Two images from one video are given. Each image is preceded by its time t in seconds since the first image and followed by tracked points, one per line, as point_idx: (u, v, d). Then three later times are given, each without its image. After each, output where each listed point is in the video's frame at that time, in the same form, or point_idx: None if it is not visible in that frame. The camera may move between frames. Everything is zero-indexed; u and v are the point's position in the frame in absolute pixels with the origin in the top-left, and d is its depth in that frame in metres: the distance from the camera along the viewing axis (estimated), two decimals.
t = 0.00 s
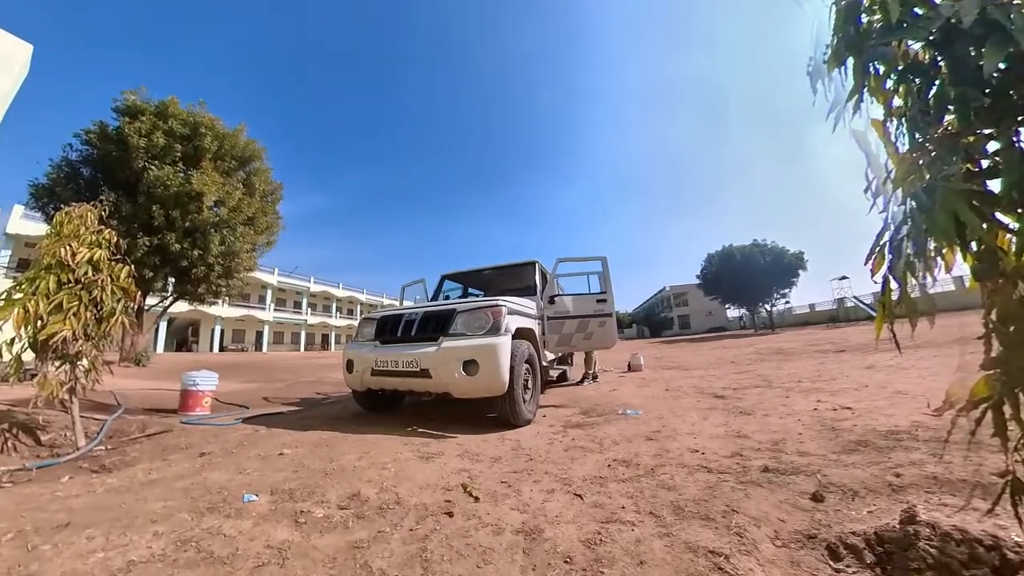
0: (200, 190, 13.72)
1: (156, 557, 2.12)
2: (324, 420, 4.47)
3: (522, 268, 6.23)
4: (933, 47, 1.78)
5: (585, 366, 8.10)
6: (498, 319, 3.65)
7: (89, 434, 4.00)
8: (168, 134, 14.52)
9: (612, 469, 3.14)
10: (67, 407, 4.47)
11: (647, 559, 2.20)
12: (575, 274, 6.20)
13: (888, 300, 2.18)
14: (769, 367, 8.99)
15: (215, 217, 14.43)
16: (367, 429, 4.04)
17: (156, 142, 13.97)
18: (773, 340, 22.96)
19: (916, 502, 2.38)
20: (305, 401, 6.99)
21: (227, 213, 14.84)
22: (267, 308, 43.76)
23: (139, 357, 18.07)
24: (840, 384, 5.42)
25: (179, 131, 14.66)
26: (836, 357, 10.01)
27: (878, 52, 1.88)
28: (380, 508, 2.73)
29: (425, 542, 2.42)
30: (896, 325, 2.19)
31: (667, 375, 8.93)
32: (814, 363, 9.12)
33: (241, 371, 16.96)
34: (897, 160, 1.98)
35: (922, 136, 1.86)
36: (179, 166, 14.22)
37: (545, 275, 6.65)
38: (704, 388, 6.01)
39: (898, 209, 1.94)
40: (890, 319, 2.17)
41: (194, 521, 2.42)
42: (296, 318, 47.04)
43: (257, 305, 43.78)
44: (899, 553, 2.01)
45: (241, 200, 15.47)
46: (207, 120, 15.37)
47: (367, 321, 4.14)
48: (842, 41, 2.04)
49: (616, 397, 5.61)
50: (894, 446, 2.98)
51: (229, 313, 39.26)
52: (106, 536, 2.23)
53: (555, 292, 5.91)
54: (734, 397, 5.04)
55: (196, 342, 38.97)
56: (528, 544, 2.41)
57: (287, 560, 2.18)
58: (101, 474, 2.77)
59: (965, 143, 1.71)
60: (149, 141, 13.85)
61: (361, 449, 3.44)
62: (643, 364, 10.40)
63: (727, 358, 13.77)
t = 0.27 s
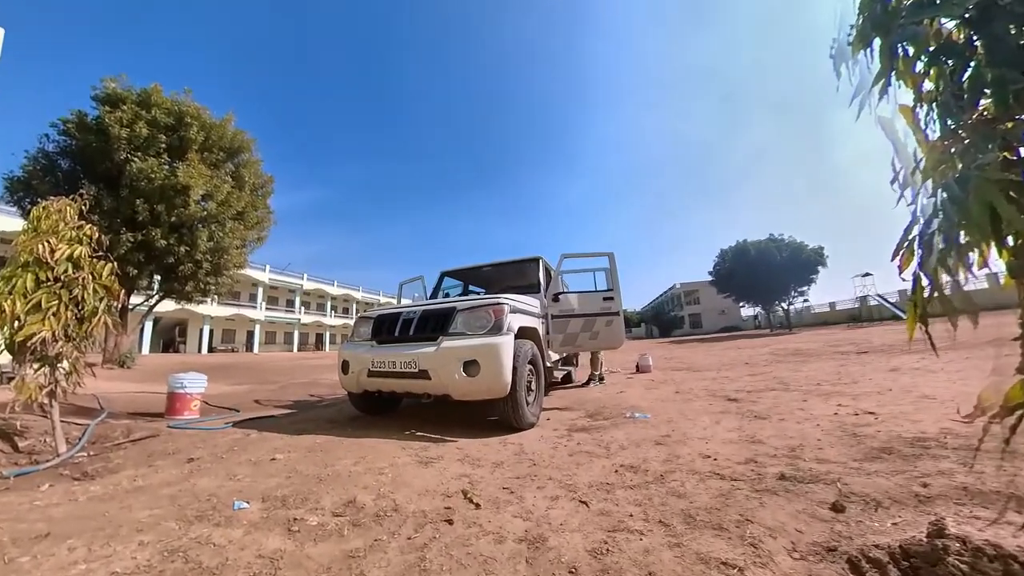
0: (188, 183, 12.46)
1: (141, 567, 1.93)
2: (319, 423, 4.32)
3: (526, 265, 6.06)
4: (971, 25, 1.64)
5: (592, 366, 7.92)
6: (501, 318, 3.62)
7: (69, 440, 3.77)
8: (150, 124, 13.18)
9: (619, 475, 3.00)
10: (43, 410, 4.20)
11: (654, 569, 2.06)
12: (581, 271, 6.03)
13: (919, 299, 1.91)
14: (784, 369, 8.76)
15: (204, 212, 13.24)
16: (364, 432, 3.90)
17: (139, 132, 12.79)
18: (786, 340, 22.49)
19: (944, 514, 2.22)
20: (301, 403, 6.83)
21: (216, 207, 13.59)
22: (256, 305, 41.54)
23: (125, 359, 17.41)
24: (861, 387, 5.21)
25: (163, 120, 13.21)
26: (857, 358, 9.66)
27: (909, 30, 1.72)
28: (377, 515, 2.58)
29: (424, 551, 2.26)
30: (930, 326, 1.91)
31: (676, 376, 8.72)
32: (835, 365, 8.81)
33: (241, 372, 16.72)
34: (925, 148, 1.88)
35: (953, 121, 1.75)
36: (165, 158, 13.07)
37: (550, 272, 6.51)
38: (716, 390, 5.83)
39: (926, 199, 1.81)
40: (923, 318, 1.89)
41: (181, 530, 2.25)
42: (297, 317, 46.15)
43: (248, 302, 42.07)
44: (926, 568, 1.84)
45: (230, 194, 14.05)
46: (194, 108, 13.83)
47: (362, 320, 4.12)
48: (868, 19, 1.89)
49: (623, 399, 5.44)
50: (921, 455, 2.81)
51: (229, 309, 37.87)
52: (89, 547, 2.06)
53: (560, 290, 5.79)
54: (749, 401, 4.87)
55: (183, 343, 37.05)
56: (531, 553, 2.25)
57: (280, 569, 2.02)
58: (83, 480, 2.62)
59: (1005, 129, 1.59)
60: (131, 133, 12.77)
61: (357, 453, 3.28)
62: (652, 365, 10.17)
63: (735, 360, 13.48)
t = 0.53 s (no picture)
0: (174, 176, 11.24)
1: None
2: (314, 426, 4.20)
3: (530, 261, 5.93)
4: None
5: (599, 367, 7.75)
6: (501, 316, 3.62)
7: (49, 446, 3.59)
8: (132, 113, 11.96)
9: (627, 482, 2.86)
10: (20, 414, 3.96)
11: None
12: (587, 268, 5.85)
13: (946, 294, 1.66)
14: (799, 370, 8.52)
15: (191, 207, 11.83)
16: (361, 436, 3.78)
17: (120, 122, 11.57)
18: (798, 340, 21.99)
19: (976, 527, 2.06)
20: (297, 405, 6.70)
21: (204, 201, 12.17)
22: (246, 304, 40.33)
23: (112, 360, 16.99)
24: (885, 392, 5.01)
25: (146, 109, 11.99)
26: (882, 360, 9.27)
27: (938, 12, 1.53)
28: (373, 523, 2.44)
29: (422, 561, 2.12)
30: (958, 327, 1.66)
31: (687, 377, 8.51)
32: (858, 366, 8.50)
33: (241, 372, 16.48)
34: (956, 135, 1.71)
35: (989, 105, 1.59)
36: (149, 150, 11.78)
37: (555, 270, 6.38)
38: (730, 393, 5.65)
39: (959, 192, 1.66)
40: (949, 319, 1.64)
41: (168, 539, 2.12)
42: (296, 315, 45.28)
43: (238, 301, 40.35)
44: None
45: (219, 187, 12.66)
46: (179, 96, 12.53)
47: (359, 319, 4.13)
48: None
49: (631, 402, 5.28)
50: (950, 464, 2.65)
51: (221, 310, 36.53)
52: (69, 559, 1.93)
53: (565, 288, 5.63)
54: (765, 405, 4.70)
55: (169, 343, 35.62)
56: (535, 564, 2.11)
57: None
58: (65, 489, 2.52)
59: None
60: (112, 121, 11.53)
61: (353, 458, 3.15)
62: (662, 366, 9.94)
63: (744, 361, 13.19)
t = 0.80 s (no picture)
0: (159, 165, 11.17)
1: None
2: (309, 430, 4.09)
3: (534, 257, 5.80)
4: None
5: (605, 368, 7.58)
6: (504, 315, 3.61)
7: (30, 452, 3.47)
8: (113, 101, 11.92)
9: (635, 489, 2.73)
10: None
11: None
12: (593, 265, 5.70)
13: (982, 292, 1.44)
14: (816, 372, 8.27)
15: (176, 200, 11.60)
16: (358, 440, 3.67)
17: (102, 112, 11.56)
18: (811, 340, 21.49)
19: (1013, 539, 1.91)
20: (294, 407, 6.58)
21: (191, 193, 12.01)
22: (241, 304, 37.90)
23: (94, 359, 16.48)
24: (909, 396, 4.82)
25: (127, 97, 11.94)
26: (911, 362, 8.89)
27: None
28: (370, 530, 2.32)
29: (420, 571, 1.99)
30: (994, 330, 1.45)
31: (698, 379, 8.30)
32: (880, 368, 8.18)
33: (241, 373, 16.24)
34: (990, 120, 1.52)
35: None
36: (131, 140, 11.72)
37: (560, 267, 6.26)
38: (744, 396, 5.47)
39: (993, 181, 1.47)
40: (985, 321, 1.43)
41: (154, 549, 2.00)
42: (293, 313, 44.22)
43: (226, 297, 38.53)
44: None
45: (205, 179, 12.44)
46: (163, 84, 12.51)
47: (354, 318, 4.13)
48: None
49: (640, 405, 5.14)
50: (981, 473, 2.49)
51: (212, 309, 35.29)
52: (47, 571, 1.81)
53: (570, 285, 5.49)
54: (781, 409, 4.53)
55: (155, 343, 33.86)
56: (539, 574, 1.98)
57: None
58: (44, 498, 2.40)
59: None
60: (95, 112, 11.52)
61: (349, 463, 3.03)
62: (671, 368, 9.69)
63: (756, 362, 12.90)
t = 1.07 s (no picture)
0: (143, 158, 10.61)
1: None
2: (303, 434, 3.99)
3: (538, 252, 5.66)
4: None
5: (613, 369, 7.44)
6: (507, 312, 3.52)
7: (9, 458, 3.36)
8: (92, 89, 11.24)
9: (644, 496, 2.60)
10: None
11: None
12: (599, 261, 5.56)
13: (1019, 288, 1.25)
14: (835, 374, 8.01)
15: (162, 193, 11.21)
16: (356, 444, 3.57)
17: (80, 99, 10.89)
18: (828, 340, 20.93)
19: None
20: (288, 410, 6.46)
21: (176, 187, 11.49)
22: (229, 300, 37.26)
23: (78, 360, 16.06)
24: (939, 401, 4.62)
25: (107, 84, 11.27)
26: (942, 364, 8.54)
27: None
28: (366, 539, 2.20)
29: None
30: None
31: (711, 380, 8.10)
32: (907, 371, 7.87)
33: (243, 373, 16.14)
34: None
35: None
36: (112, 129, 11.11)
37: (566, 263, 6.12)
38: (760, 399, 5.31)
39: None
40: None
41: (139, 559, 1.89)
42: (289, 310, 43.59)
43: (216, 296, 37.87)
44: None
45: (192, 170, 11.99)
46: (144, 70, 11.93)
47: (350, 317, 4.03)
48: None
49: (650, 408, 5.00)
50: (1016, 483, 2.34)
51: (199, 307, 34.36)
52: None
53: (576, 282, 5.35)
54: (799, 413, 4.37)
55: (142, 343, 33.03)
56: None
57: None
58: (22, 506, 2.30)
59: None
60: (74, 100, 10.86)
61: (345, 468, 2.93)
62: (683, 369, 9.51)
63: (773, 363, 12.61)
